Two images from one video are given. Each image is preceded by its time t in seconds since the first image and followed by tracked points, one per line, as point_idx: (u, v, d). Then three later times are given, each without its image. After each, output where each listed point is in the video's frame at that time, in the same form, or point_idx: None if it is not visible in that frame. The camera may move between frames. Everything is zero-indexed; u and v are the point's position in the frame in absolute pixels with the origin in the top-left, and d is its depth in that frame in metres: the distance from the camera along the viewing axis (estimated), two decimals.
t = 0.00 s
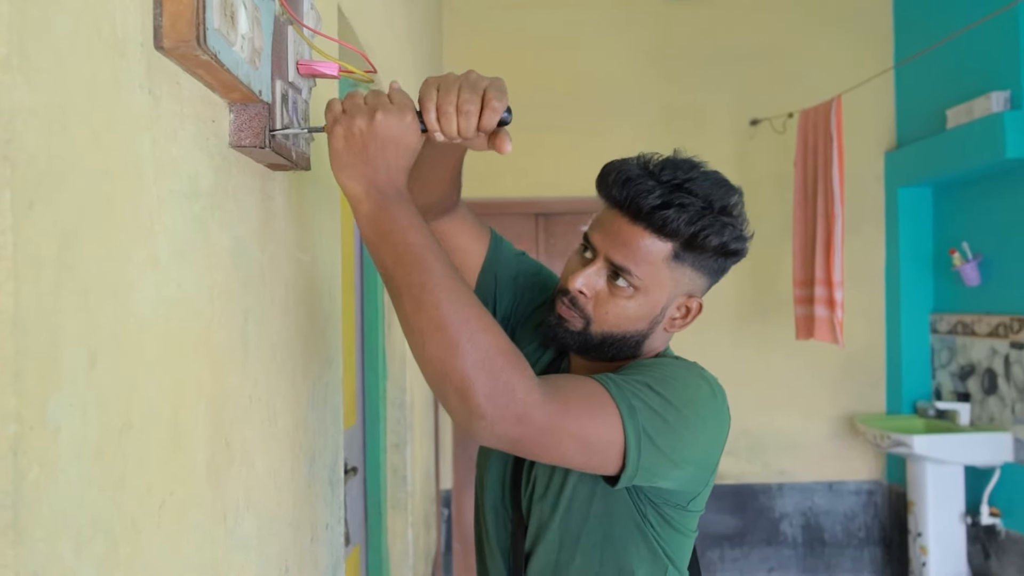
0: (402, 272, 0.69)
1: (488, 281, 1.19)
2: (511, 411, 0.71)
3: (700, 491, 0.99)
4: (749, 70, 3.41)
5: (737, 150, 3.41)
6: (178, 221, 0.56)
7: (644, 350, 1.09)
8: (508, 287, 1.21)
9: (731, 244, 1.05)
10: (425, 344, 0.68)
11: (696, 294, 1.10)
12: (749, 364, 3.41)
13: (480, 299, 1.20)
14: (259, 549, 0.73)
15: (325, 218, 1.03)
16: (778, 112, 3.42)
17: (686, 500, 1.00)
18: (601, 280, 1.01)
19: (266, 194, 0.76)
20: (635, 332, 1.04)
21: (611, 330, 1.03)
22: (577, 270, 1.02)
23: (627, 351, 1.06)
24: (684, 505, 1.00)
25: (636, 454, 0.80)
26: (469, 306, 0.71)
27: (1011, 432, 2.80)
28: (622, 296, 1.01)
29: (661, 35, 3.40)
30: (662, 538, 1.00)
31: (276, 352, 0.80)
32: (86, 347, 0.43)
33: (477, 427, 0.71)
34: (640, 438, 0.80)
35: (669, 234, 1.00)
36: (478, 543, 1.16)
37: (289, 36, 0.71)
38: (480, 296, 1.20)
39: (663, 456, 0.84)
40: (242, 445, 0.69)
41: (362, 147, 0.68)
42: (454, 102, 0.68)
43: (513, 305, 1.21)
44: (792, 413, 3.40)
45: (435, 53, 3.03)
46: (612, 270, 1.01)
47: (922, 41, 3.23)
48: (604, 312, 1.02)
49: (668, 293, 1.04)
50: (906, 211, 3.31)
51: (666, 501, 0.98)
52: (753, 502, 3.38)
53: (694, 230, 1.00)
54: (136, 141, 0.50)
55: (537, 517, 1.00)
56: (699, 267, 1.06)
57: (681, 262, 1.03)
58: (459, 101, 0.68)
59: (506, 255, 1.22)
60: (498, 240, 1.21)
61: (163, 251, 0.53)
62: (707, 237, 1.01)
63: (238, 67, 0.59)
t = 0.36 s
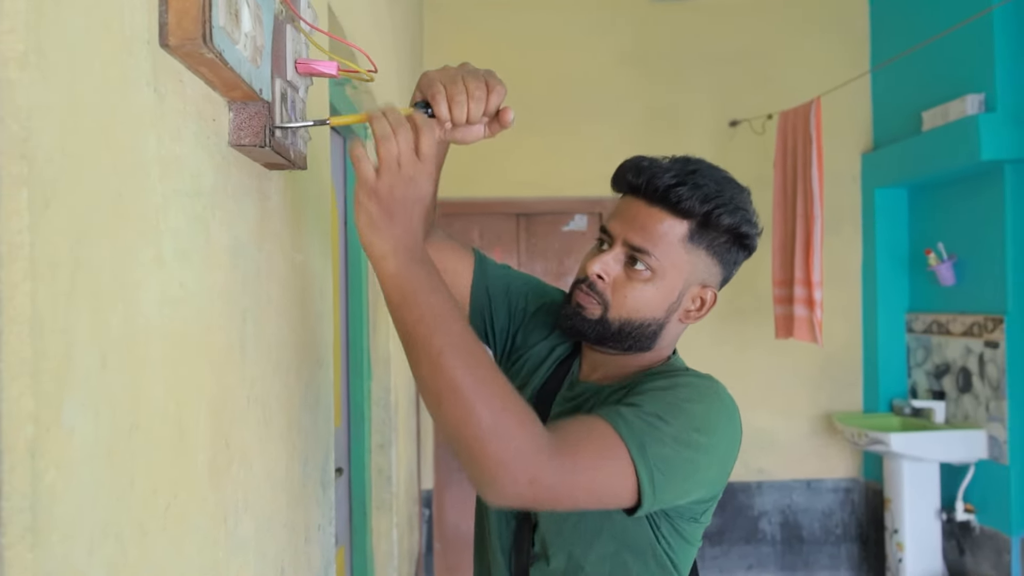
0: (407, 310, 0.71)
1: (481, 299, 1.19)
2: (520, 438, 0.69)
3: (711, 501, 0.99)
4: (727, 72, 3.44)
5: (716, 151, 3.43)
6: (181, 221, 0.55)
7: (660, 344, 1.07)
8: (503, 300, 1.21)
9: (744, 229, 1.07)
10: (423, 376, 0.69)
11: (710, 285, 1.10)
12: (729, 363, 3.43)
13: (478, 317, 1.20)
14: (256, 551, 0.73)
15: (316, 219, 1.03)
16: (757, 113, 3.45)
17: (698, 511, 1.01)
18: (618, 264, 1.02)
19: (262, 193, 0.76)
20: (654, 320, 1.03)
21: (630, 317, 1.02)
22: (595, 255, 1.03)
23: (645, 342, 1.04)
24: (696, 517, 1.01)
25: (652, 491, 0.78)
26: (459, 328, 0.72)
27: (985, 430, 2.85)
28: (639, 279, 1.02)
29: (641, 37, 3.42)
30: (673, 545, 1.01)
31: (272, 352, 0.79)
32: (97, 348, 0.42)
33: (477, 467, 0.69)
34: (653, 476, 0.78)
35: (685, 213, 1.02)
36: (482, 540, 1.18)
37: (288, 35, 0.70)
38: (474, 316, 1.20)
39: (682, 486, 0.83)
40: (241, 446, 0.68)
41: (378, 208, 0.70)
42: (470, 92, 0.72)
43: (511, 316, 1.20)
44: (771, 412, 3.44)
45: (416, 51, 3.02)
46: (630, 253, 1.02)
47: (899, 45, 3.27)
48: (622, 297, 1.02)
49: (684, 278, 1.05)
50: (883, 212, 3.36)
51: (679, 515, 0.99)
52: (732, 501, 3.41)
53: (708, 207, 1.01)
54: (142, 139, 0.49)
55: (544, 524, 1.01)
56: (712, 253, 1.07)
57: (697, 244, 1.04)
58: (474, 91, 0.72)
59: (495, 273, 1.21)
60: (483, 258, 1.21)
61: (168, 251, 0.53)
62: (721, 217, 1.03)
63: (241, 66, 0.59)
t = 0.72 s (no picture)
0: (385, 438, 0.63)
1: (446, 348, 1.17)
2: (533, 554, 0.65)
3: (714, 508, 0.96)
4: (707, 74, 3.45)
5: (695, 153, 3.45)
6: (172, 228, 0.54)
7: (642, 338, 1.04)
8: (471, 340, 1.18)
9: (721, 214, 1.06)
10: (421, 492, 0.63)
11: (689, 274, 1.08)
12: (709, 364, 3.44)
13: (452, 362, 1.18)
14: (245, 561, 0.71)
15: (302, 223, 1.01)
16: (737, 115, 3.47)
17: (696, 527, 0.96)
18: (595, 251, 1.01)
19: (251, 197, 0.75)
20: (632, 307, 1.02)
21: (609, 303, 1.01)
22: (572, 243, 1.02)
23: (627, 333, 1.02)
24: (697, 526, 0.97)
25: None
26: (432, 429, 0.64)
27: (961, 430, 2.88)
28: (617, 264, 1.01)
29: (621, 38, 3.42)
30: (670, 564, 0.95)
31: (259, 359, 0.78)
32: (90, 360, 0.41)
33: None
34: None
35: (657, 195, 1.02)
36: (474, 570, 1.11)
37: (278, 37, 0.69)
38: (445, 367, 1.18)
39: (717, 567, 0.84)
40: (230, 455, 0.67)
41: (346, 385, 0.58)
42: (438, 130, 0.95)
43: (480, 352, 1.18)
44: (750, 413, 3.45)
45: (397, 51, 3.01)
46: (608, 238, 1.01)
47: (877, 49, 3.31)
48: (600, 283, 1.00)
49: (662, 265, 1.03)
50: (860, 214, 3.39)
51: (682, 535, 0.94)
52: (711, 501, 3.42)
53: (680, 187, 1.01)
54: (134, 145, 0.48)
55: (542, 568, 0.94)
56: (689, 240, 1.06)
57: (673, 227, 1.03)
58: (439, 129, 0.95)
59: (454, 319, 1.19)
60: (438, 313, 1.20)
61: (159, 259, 0.52)
62: (695, 199, 1.02)
63: (232, 69, 0.58)
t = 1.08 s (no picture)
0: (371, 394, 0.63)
1: (445, 340, 1.11)
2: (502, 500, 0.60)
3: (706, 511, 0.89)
4: (684, 76, 3.48)
5: (674, 154, 3.47)
6: (165, 231, 0.54)
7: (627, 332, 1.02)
8: (466, 334, 1.13)
9: (704, 208, 1.08)
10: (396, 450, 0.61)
11: (674, 269, 1.07)
12: (690, 364, 3.46)
13: (443, 355, 1.12)
14: (234, 566, 0.71)
15: (288, 226, 1.01)
16: (715, 117, 3.50)
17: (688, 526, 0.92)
18: (580, 240, 1.00)
19: (241, 200, 0.74)
20: (617, 297, 1.00)
21: (594, 291, 0.99)
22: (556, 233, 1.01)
23: (612, 325, 1.00)
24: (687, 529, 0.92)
25: (648, 542, 0.70)
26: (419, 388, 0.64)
27: (936, 428, 2.92)
28: (602, 252, 1.00)
29: (601, 40, 3.44)
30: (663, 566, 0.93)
31: (247, 362, 0.77)
32: (89, 366, 0.41)
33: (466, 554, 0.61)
34: (649, 531, 0.70)
35: (641, 187, 1.03)
36: None
37: (269, 38, 0.69)
38: (438, 356, 1.12)
39: (675, 528, 0.73)
40: (220, 460, 0.67)
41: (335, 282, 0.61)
42: (429, 82, 0.83)
43: (474, 346, 1.13)
44: (729, 412, 3.48)
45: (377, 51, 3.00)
46: (593, 227, 1.01)
47: (854, 52, 3.34)
48: (585, 271, 0.99)
49: (647, 255, 1.03)
50: (836, 215, 3.43)
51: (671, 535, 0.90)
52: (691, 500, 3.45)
53: (663, 178, 1.03)
54: (130, 149, 0.48)
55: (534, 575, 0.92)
56: (673, 233, 1.06)
57: (658, 219, 1.04)
58: (434, 82, 0.83)
59: (454, 309, 1.13)
60: (438, 299, 1.13)
61: (153, 263, 0.51)
62: (678, 190, 1.04)
63: (226, 72, 0.57)
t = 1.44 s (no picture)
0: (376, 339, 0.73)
1: (453, 336, 1.14)
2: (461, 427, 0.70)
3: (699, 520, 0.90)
4: (672, 76, 3.49)
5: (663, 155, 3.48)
6: (172, 230, 0.54)
7: (636, 338, 1.01)
8: (475, 330, 1.16)
9: (725, 217, 1.06)
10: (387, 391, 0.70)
11: (690, 278, 1.05)
12: (678, 364, 3.48)
13: (451, 353, 1.15)
14: (236, 562, 0.71)
15: (285, 225, 1.01)
16: (703, 118, 3.52)
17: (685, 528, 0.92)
18: (596, 242, 0.99)
19: (241, 200, 0.75)
20: (629, 303, 0.99)
21: (606, 295, 0.97)
22: (572, 233, 1.00)
23: (622, 330, 0.99)
24: (681, 532, 0.92)
25: (603, 513, 0.76)
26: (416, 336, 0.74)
27: (921, 426, 2.95)
28: (617, 256, 0.98)
29: (590, 40, 3.45)
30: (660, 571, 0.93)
31: (247, 360, 0.77)
32: (102, 364, 0.41)
33: (425, 474, 0.70)
34: (603, 499, 0.76)
35: (664, 192, 1.01)
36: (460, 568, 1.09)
37: (270, 38, 0.70)
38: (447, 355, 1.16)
39: (633, 508, 0.78)
40: (223, 458, 0.67)
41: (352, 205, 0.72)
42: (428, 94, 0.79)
43: (484, 343, 1.15)
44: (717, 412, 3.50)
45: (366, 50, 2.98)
46: (610, 231, 0.99)
47: (841, 54, 3.37)
48: (599, 274, 0.97)
49: (663, 262, 1.01)
50: (823, 215, 3.45)
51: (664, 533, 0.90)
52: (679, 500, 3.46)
53: (688, 185, 1.01)
54: (140, 148, 0.48)
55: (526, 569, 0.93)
56: (693, 241, 1.05)
57: (678, 226, 1.02)
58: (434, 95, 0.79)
59: (462, 306, 1.16)
60: (449, 295, 1.16)
61: (161, 262, 0.52)
62: (701, 199, 1.02)
63: (230, 71, 0.57)
